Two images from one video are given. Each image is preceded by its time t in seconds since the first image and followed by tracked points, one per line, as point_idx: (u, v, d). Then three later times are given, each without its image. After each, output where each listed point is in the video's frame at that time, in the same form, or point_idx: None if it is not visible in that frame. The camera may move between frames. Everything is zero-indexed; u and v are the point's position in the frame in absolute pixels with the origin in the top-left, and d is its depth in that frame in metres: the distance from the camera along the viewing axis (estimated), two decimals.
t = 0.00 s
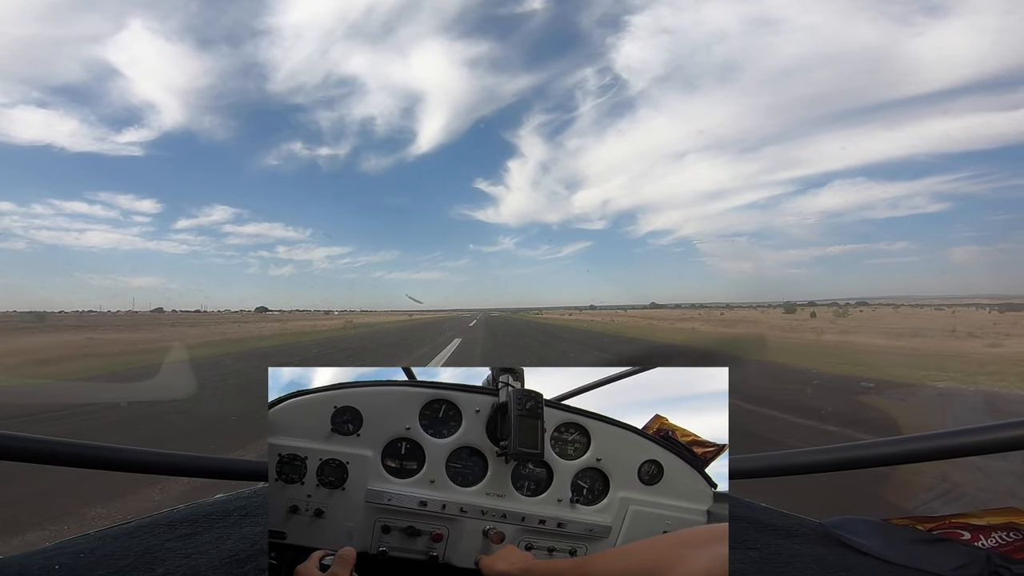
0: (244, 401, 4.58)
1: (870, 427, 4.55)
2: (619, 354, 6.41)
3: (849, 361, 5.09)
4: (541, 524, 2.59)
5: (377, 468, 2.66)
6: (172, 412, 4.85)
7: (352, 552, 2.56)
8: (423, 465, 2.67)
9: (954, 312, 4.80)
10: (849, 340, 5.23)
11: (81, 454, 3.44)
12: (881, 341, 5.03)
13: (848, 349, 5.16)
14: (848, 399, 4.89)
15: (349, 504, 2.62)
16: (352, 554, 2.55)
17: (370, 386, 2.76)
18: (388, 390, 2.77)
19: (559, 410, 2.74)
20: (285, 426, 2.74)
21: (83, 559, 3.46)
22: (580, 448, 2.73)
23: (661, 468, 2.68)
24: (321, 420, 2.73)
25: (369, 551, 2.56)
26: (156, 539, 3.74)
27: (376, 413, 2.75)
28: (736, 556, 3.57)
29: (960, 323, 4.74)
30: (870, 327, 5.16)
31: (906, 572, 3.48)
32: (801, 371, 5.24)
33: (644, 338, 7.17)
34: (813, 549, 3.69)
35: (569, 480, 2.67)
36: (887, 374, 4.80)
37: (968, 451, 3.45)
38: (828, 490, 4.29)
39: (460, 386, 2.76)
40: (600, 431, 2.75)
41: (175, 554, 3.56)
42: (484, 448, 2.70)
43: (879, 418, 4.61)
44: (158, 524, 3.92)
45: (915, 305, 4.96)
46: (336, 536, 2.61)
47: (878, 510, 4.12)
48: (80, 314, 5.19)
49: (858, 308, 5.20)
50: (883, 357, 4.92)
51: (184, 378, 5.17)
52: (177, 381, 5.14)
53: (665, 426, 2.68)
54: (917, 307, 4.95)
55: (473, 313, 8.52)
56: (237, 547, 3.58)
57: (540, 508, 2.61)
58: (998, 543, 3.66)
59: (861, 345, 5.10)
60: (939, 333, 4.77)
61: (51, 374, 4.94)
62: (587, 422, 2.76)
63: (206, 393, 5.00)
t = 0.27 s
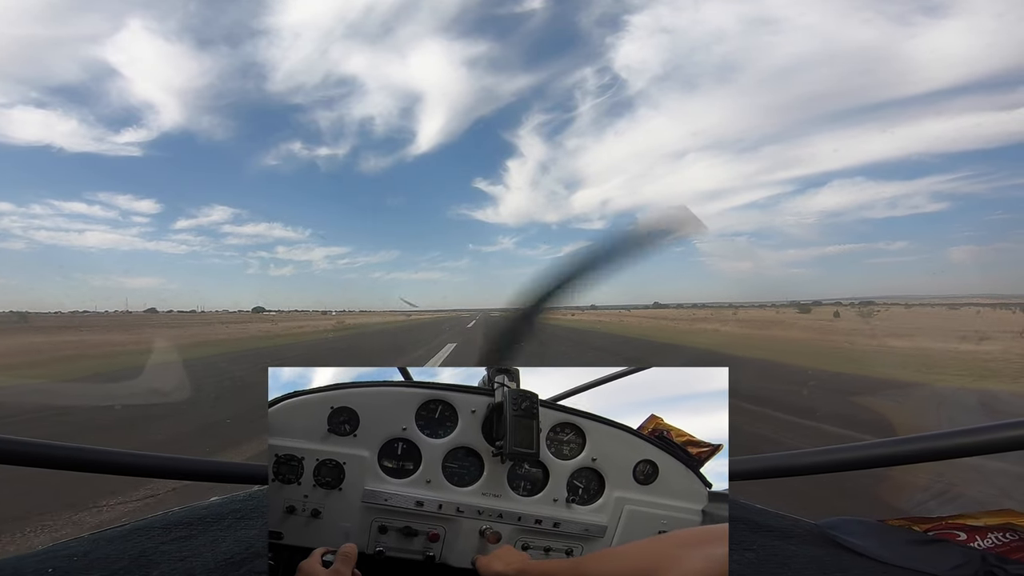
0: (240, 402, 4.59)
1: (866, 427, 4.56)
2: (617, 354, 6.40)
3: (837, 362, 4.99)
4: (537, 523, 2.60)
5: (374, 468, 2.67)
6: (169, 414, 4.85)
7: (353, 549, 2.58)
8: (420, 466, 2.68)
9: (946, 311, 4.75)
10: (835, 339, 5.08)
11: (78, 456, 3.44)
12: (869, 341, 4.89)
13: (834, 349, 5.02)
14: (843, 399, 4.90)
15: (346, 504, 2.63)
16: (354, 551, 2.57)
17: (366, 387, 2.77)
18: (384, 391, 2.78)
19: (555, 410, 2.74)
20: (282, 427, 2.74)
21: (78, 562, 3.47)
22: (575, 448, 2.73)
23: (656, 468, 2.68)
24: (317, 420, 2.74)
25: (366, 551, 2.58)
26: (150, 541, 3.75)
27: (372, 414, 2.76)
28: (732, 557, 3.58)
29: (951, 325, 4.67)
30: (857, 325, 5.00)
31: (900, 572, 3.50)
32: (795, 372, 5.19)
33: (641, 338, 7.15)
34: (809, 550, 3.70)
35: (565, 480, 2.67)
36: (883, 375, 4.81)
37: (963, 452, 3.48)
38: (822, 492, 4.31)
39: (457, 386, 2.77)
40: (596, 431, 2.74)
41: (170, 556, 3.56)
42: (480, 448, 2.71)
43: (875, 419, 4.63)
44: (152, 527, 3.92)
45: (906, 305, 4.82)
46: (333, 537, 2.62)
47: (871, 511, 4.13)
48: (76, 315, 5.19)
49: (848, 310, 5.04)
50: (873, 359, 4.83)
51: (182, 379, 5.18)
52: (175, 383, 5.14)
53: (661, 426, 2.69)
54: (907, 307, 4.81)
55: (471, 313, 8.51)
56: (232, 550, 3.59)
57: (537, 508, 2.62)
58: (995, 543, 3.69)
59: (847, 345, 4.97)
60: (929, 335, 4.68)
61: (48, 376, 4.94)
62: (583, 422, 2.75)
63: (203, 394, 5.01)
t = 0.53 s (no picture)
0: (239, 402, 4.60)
1: (864, 425, 4.56)
2: (615, 353, 6.40)
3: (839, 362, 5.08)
4: (537, 520, 2.61)
5: (374, 465, 2.68)
6: (168, 414, 4.86)
7: (353, 543, 2.59)
8: (420, 463, 2.69)
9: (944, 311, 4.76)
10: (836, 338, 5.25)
11: (75, 455, 3.45)
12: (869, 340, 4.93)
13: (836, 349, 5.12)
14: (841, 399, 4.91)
15: (346, 500, 2.64)
16: (355, 547, 2.57)
17: (366, 384, 2.77)
18: (384, 388, 2.79)
19: (555, 408, 2.75)
20: (282, 424, 2.75)
21: (74, 561, 3.47)
22: (575, 445, 2.74)
23: (655, 465, 2.69)
24: (318, 417, 2.75)
25: (366, 547, 2.58)
26: (147, 540, 3.75)
27: (372, 411, 2.76)
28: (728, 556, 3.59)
29: (962, 325, 4.69)
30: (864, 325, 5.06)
31: (896, 570, 3.51)
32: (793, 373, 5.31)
33: (640, 337, 7.15)
34: (806, 549, 3.71)
35: (564, 477, 2.68)
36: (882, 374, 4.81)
37: (959, 450, 3.48)
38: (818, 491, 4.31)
39: (456, 384, 2.78)
40: (594, 428, 2.74)
41: (166, 555, 3.56)
42: (480, 445, 2.72)
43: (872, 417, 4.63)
44: (149, 526, 3.94)
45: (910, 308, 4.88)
46: (333, 533, 2.63)
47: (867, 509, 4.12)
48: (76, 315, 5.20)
49: (868, 311, 5.09)
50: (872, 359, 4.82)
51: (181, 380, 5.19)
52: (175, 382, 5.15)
53: (661, 424, 2.69)
54: (918, 307, 4.85)
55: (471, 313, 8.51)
56: (228, 549, 3.60)
57: (536, 505, 2.63)
58: (991, 541, 3.69)
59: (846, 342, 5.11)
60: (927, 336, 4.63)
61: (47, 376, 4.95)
62: (583, 420, 2.76)
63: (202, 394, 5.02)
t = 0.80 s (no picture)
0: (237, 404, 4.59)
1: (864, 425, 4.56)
2: (614, 353, 6.37)
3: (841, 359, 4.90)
4: (538, 521, 2.61)
5: (376, 465, 2.69)
6: (166, 414, 4.86)
7: (358, 540, 2.60)
8: (422, 463, 2.70)
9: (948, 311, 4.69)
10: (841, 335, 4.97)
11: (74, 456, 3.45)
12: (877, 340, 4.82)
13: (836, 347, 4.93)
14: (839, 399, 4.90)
15: (348, 500, 2.65)
16: (359, 543, 2.59)
17: (369, 383, 2.78)
18: (387, 388, 2.79)
19: (558, 409, 2.76)
20: (284, 423, 2.76)
21: (72, 562, 3.48)
22: (577, 446, 2.74)
23: (658, 466, 2.68)
24: (320, 417, 2.75)
25: (368, 547, 2.59)
26: (145, 540, 3.75)
27: (375, 411, 2.77)
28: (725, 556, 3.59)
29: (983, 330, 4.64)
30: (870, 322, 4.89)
31: (892, 570, 3.51)
32: (793, 370, 5.09)
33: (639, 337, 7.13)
34: (803, 549, 3.71)
35: (566, 478, 2.68)
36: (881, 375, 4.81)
37: (958, 451, 3.49)
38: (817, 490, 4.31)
39: (458, 384, 2.79)
40: (597, 429, 2.75)
41: (164, 555, 3.57)
42: (482, 446, 2.72)
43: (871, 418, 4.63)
44: (147, 525, 3.93)
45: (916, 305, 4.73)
46: (335, 532, 2.64)
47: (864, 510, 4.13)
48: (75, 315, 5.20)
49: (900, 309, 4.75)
50: (879, 356, 4.77)
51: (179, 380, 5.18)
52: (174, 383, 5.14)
53: (663, 425, 2.70)
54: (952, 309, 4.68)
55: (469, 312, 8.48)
56: (226, 549, 3.61)
57: (538, 506, 2.63)
58: (990, 542, 3.79)
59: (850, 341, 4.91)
60: (934, 337, 4.72)
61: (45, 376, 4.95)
62: (585, 421, 2.77)
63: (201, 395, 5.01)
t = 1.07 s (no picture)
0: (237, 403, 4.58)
1: (865, 425, 4.53)
2: (614, 353, 6.36)
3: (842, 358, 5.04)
4: (540, 522, 2.60)
5: (377, 466, 2.67)
6: (165, 414, 4.85)
7: (359, 541, 2.59)
8: (423, 463, 2.68)
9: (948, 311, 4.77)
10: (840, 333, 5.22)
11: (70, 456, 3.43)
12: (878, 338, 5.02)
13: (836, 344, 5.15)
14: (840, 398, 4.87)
15: (348, 501, 2.63)
16: (362, 544, 2.58)
17: (369, 384, 2.76)
18: (387, 389, 2.78)
19: (559, 409, 2.74)
20: (284, 424, 2.74)
21: (71, 562, 3.47)
22: (579, 447, 2.73)
23: (660, 467, 2.67)
24: (320, 418, 2.74)
25: (369, 548, 2.57)
26: (145, 540, 3.74)
27: (375, 412, 2.75)
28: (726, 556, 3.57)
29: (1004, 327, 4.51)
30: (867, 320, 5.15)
31: (892, 569, 3.49)
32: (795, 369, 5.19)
33: (639, 337, 7.11)
34: (804, 548, 3.69)
35: (568, 479, 2.67)
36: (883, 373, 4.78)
37: (959, 449, 3.46)
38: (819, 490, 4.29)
39: (459, 384, 2.77)
40: (598, 430, 2.73)
41: (164, 555, 3.56)
42: (483, 446, 2.71)
43: (871, 418, 4.60)
44: (147, 525, 3.92)
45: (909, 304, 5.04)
46: (336, 533, 2.62)
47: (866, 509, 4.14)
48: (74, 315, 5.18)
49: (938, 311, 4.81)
50: (885, 356, 4.91)
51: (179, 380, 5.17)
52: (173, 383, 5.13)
53: (667, 425, 2.67)
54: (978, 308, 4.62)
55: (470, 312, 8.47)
56: (227, 549, 3.59)
57: (539, 506, 2.62)
58: (993, 540, 3.73)
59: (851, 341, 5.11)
60: (933, 334, 4.75)
61: (44, 376, 4.94)
62: (587, 421, 2.75)
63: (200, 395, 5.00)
